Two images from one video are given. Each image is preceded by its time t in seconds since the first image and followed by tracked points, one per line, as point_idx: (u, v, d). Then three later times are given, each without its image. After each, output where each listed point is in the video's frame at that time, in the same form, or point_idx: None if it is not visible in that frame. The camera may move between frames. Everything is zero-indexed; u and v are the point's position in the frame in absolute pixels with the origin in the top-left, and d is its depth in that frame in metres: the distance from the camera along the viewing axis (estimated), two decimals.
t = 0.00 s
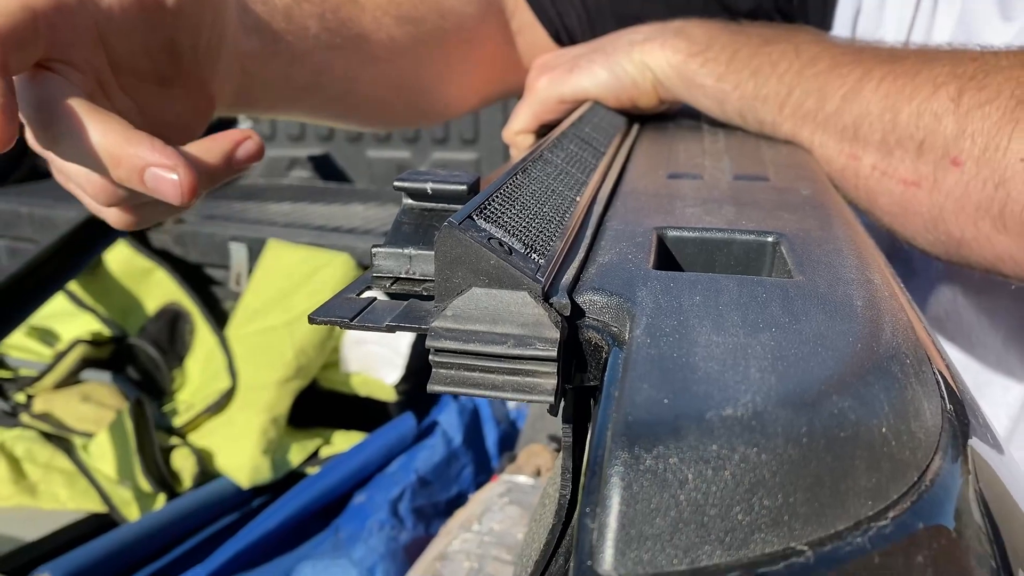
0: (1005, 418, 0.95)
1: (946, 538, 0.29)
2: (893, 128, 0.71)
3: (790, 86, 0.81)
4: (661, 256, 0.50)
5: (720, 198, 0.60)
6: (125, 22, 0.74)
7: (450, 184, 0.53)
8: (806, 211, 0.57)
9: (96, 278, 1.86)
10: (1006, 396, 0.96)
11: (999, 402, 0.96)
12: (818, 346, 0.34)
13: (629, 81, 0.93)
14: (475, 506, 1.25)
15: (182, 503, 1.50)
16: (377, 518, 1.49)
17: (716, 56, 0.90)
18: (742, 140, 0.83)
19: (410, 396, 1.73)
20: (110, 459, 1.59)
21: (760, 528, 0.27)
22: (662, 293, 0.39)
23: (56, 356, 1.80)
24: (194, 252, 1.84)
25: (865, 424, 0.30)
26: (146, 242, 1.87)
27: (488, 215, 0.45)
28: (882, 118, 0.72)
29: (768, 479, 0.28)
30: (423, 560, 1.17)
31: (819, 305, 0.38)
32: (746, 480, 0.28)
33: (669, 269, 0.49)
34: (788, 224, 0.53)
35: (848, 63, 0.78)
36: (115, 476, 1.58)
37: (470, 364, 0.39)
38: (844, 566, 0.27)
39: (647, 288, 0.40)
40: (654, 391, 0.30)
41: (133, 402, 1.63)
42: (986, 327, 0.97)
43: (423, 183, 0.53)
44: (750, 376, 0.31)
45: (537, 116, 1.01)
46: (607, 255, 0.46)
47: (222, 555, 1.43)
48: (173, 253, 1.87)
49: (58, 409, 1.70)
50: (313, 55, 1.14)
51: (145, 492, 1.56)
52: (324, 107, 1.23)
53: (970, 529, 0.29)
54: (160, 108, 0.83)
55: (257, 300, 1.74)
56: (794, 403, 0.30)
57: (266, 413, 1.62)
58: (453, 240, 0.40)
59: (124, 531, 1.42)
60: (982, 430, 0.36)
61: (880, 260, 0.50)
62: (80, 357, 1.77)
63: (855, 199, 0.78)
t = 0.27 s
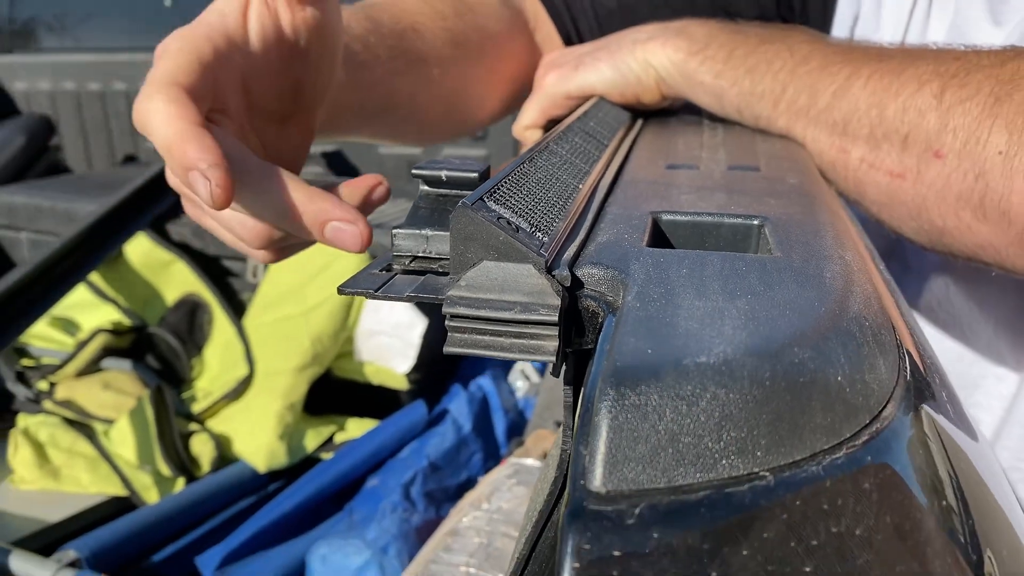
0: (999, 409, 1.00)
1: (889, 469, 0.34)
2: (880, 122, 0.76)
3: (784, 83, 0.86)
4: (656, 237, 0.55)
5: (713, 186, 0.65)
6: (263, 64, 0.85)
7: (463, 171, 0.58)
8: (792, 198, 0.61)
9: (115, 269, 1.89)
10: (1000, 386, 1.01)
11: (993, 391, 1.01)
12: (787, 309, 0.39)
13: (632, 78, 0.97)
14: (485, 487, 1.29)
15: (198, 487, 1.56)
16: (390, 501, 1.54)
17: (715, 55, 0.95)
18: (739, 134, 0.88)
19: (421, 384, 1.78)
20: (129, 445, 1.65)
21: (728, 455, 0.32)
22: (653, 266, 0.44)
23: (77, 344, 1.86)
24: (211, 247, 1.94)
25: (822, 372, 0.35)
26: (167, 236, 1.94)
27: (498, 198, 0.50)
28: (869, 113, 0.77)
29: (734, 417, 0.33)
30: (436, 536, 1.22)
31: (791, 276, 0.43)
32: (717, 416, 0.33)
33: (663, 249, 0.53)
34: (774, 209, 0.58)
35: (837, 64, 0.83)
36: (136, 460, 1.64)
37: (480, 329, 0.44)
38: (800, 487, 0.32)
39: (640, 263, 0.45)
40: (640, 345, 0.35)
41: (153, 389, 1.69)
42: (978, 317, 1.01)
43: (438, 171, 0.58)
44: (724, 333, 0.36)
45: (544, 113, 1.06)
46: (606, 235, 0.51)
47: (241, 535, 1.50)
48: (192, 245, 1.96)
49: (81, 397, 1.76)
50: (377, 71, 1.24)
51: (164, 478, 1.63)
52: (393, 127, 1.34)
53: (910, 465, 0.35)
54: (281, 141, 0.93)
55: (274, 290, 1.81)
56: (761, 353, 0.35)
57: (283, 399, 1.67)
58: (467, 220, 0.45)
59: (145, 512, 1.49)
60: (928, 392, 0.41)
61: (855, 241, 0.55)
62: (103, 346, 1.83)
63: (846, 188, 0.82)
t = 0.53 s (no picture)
0: (999, 399, 0.97)
1: (871, 439, 0.37)
2: (878, 125, 0.79)
3: (786, 86, 0.90)
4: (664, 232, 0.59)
5: (717, 183, 0.69)
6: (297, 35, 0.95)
7: (483, 169, 0.61)
8: (792, 196, 0.65)
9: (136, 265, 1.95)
10: (1000, 380, 0.99)
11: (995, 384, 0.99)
12: (782, 296, 0.43)
13: (643, 79, 1.02)
14: (496, 476, 1.34)
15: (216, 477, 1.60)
16: (403, 490, 1.58)
17: (722, 58, 0.99)
18: (745, 134, 0.91)
19: (434, 378, 1.82)
20: (149, 436, 1.71)
21: (726, 423, 0.36)
22: (660, 258, 0.48)
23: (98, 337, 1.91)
24: (229, 240, 1.95)
25: (812, 352, 0.39)
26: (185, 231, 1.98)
27: (517, 194, 0.54)
28: (868, 114, 0.80)
29: (731, 391, 0.37)
30: (449, 523, 1.26)
31: (788, 266, 0.47)
32: (716, 389, 0.37)
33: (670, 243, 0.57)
34: (776, 206, 0.62)
35: (838, 67, 0.87)
36: (155, 451, 1.69)
37: (500, 315, 0.48)
38: (790, 453, 0.36)
39: (648, 255, 0.49)
40: (648, 327, 0.39)
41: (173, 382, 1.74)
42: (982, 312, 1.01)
43: (460, 169, 0.62)
44: (723, 316, 0.40)
45: (555, 111, 1.09)
46: (616, 230, 0.55)
47: (259, 522, 1.54)
48: (210, 241, 1.98)
49: (101, 389, 1.81)
50: (391, 34, 1.27)
51: (183, 467, 1.67)
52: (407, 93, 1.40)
53: (892, 436, 0.38)
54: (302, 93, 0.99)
55: (290, 285, 1.84)
56: (756, 334, 0.39)
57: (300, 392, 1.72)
58: (490, 214, 0.49)
59: (165, 501, 1.54)
60: (911, 377, 0.45)
61: (851, 237, 0.59)
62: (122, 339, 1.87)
63: (846, 188, 0.86)
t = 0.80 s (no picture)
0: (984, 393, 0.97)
1: (853, 437, 0.39)
2: (870, 130, 0.81)
3: (783, 90, 0.92)
4: (660, 236, 0.61)
5: (714, 188, 0.71)
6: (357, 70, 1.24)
7: (486, 176, 0.63)
8: (785, 200, 0.67)
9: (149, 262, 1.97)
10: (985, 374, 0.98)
11: (977, 377, 0.98)
12: (769, 299, 0.45)
13: (643, 83, 1.05)
14: (502, 472, 1.36)
15: (225, 474, 1.63)
16: (410, 486, 1.61)
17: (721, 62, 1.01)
18: (744, 139, 0.94)
19: (440, 375, 1.85)
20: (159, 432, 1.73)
21: (712, 421, 0.38)
22: (654, 262, 0.51)
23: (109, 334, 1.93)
24: (239, 240, 1.97)
25: (795, 353, 0.41)
26: (194, 229, 2.00)
27: (517, 201, 0.56)
28: (861, 118, 0.82)
29: (717, 390, 0.39)
30: (455, 518, 1.29)
31: (776, 270, 0.49)
32: (703, 388, 0.39)
33: (666, 247, 0.59)
34: (768, 211, 0.64)
35: (833, 71, 0.88)
36: (166, 447, 1.72)
37: (501, 316, 0.50)
38: (773, 449, 0.38)
39: (643, 259, 0.51)
40: (639, 328, 0.42)
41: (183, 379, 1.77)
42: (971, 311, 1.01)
43: (463, 176, 0.64)
44: (711, 319, 0.42)
45: (559, 116, 1.14)
46: (613, 235, 0.57)
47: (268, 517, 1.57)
48: (220, 241, 2.00)
49: (112, 385, 1.84)
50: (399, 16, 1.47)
51: (194, 464, 1.72)
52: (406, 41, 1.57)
53: (873, 433, 0.40)
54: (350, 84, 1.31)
55: (298, 283, 1.86)
56: (742, 336, 0.41)
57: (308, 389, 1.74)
58: (490, 220, 0.51)
59: (178, 493, 1.57)
60: (895, 378, 0.47)
61: (842, 241, 0.61)
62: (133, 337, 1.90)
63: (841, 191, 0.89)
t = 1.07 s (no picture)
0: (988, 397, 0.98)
1: (844, 445, 0.40)
2: (868, 133, 0.81)
3: (782, 93, 0.92)
4: (657, 241, 0.61)
5: (712, 193, 0.71)
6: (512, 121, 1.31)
7: (483, 181, 0.64)
8: (783, 205, 0.67)
9: (152, 262, 1.97)
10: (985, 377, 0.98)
11: (977, 379, 0.98)
12: (761, 306, 0.45)
13: (643, 85, 1.06)
14: (503, 472, 1.37)
15: (229, 474, 1.64)
16: (412, 486, 1.61)
17: (721, 66, 1.01)
18: (743, 143, 0.94)
19: (442, 376, 1.85)
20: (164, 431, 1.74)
21: (703, 429, 0.38)
22: (649, 269, 0.51)
23: (113, 334, 1.94)
24: (242, 241, 1.97)
25: (786, 361, 0.41)
26: (198, 229, 2.00)
27: (513, 207, 0.56)
28: (860, 121, 0.82)
29: (708, 397, 0.39)
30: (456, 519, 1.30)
31: (770, 277, 0.49)
32: (694, 396, 0.39)
33: (662, 253, 0.60)
34: (765, 216, 0.64)
35: (831, 76, 0.88)
36: (170, 447, 1.74)
37: (496, 323, 0.51)
38: (764, 457, 0.38)
39: (638, 266, 0.52)
40: (632, 336, 0.42)
41: (187, 379, 1.77)
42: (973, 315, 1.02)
43: (460, 182, 0.64)
44: (703, 326, 0.43)
45: (560, 120, 1.14)
46: (610, 241, 0.57)
47: (271, 518, 1.57)
48: (224, 241, 2.00)
49: (117, 384, 1.85)
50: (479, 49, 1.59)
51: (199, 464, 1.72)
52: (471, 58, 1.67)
53: (864, 440, 0.41)
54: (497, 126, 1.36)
55: (300, 284, 1.86)
56: (734, 344, 0.41)
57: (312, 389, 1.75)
58: (485, 227, 0.52)
59: (181, 494, 1.57)
60: (888, 384, 0.47)
61: (838, 246, 0.61)
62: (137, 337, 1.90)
63: (840, 194, 0.89)
